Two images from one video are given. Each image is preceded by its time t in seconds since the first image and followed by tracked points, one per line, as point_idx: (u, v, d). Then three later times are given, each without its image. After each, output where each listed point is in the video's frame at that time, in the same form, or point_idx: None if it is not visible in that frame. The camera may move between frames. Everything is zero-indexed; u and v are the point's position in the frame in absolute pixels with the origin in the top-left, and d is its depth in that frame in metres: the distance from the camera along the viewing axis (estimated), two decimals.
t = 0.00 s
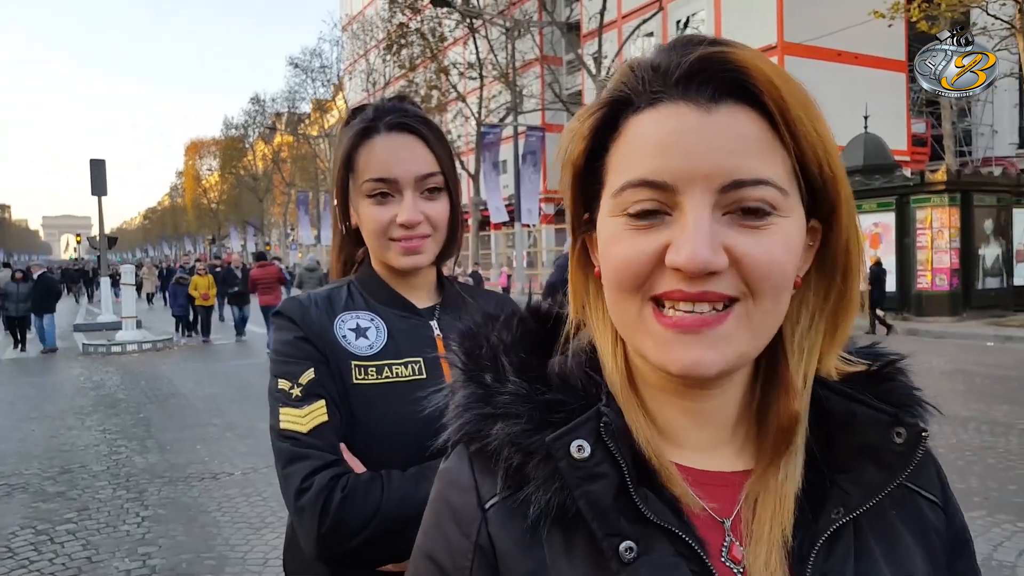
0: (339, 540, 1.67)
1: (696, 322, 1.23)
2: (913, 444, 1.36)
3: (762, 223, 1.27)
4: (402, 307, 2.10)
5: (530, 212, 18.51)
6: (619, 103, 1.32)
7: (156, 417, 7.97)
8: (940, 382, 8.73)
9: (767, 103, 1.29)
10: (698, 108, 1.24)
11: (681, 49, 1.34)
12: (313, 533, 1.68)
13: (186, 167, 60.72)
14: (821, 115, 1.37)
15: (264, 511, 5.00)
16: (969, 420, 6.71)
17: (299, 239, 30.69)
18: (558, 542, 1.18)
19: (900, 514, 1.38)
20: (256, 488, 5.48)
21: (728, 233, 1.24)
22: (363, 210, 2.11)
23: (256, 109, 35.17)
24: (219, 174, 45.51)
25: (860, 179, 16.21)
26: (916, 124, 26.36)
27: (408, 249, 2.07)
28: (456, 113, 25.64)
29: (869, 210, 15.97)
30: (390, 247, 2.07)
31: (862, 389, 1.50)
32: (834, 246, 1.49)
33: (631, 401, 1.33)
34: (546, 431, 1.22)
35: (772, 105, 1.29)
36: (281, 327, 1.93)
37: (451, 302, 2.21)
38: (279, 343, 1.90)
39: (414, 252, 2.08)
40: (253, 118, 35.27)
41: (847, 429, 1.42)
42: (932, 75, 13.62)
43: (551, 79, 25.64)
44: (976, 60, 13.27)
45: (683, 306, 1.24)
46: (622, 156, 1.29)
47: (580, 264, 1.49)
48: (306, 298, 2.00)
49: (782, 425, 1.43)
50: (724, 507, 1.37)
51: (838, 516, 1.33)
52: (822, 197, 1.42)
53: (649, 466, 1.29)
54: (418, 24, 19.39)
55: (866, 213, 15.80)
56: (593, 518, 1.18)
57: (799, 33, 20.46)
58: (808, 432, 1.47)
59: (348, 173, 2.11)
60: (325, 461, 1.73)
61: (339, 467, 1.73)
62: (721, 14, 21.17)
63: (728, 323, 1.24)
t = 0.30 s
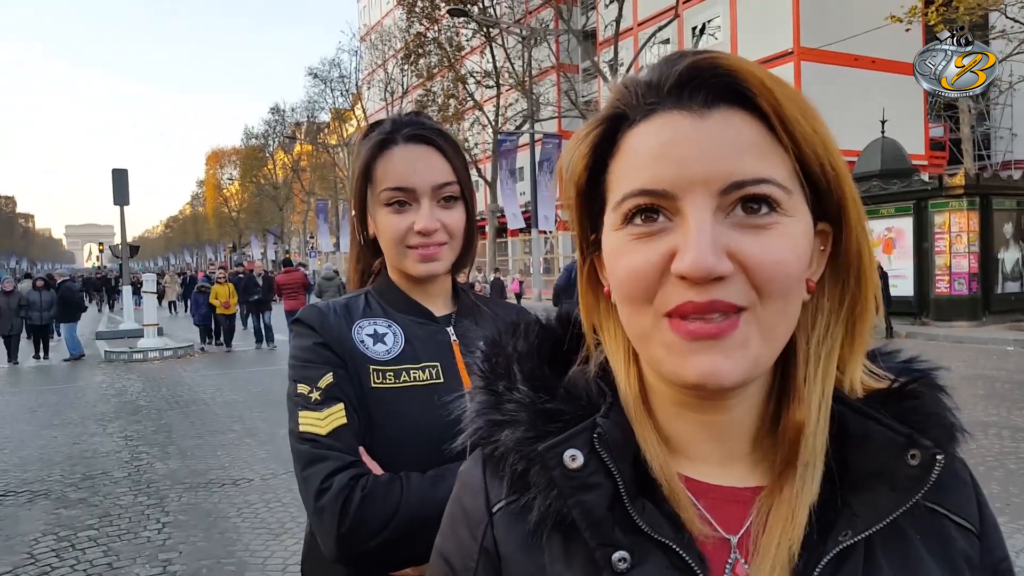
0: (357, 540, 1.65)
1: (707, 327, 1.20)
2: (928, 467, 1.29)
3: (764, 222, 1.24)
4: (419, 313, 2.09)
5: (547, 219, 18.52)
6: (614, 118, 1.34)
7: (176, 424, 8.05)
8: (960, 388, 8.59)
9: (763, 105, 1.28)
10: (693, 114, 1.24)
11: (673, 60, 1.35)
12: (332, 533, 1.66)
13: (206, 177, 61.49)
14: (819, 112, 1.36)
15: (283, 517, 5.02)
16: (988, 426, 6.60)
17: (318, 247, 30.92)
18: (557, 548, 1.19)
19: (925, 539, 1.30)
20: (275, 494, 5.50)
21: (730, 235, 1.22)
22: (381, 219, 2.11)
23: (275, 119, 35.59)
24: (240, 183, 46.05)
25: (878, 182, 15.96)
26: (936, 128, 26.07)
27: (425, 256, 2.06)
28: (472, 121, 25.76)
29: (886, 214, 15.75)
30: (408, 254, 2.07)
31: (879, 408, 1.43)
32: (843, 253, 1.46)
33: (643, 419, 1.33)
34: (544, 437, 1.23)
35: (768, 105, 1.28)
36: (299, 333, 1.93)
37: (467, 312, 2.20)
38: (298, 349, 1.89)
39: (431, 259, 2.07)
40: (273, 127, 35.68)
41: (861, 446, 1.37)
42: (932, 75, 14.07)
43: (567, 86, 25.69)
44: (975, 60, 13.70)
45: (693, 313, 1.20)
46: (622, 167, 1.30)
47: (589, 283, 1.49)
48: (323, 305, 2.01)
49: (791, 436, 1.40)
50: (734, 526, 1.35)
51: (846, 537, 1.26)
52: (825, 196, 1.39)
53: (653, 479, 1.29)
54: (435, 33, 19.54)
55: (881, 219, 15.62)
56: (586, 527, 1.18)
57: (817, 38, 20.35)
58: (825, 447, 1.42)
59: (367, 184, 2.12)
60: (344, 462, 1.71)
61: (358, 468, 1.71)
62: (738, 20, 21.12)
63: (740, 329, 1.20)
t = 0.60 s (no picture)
0: (368, 544, 1.59)
1: (710, 333, 1.12)
2: (923, 472, 1.18)
3: (773, 226, 1.16)
4: (436, 311, 2.02)
5: (560, 219, 18.44)
6: (626, 110, 1.25)
7: (187, 420, 8.03)
8: (972, 391, 8.47)
9: (777, 107, 1.20)
10: (708, 111, 1.16)
11: (690, 53, 1.27)
12: (343, 536, 1.60)
13: (219, 174, 61.69)
14: (834, 123, 1.28)
15: (293, 514, 4.97)
16: (999, 429, 6.49)
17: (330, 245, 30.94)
18: (550, 541, 1.15)
19: (931, 550, 1.18)
20: (285, 490, 5.46)
21: (737, 238, 1.14)
22: (397, 203, 2.04)
23: (288, 117, 35.68)
24: (252, 181, 46.19)
25: (892, 186, 15.80)
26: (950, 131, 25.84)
27: (443, 242, 2.00)
28: (485, 120, 25.71)
29: (899, 217, 15.58)
30: (426, 241, 2.00)
31: (880, 412, 1.29)
32: (842, 259, 1.36)
33: (642, 417, 1.25)
34: (536, 431, 1.18)
35: (782, 109, 1.20)
36: (312, 327, 1.86)
37: (483, 308, 2.12)
38: (310, 343, 1.83)
39: (449, 246, 2.01)
40: (286, 125, 35.75)
41: (859, 450, 1.26)
42: (932, 75, 13.92)
43: (581, 86, 25.60)
44: (976, 60, 13.50)
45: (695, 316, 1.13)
46: (630, 160, 1.22)
47: (587, 278, 1.41)
48: (337, 298, 1.94)
49: (789, 438, 1.29)
50: (732, 525, 1.27)
51: (838, 540, 1.18)
52: (834, 205, 1.30)
53: (648, 476, 1.22)
54: (449, 32, 19.47)
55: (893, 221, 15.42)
56: (573, 520, 1.13)
57: (834, 39, 20.17)
58: (823, 447, 1.32)
59: (382, 170, 2.06)
60: (356, 463, 1.65)
61: (371, 471, 1.65)
62: (753, 21, 20.97)
63: (739, 335, 1.13)
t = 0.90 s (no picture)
0: (372, 550, 1.57)
1: (714, 309, 1.09)
2: (921, 466, 1.16)
3: (774, 204, 1.13)
4: (442, 309, 2.00)
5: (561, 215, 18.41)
6: (621, 95, 1.23)
7: (188, 415, 8.02)
8: (971, 386, 8.45)
9: (774, 88, 1.18)
10: (707, 90, 1.14)
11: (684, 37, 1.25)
12: (345, 544, 1.58)
13: (221, 168, 61.60)
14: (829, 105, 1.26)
15: (294, 508, 4.96)
16: (999, 425, 6.46)
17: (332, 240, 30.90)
18: (542, 540, 1.12)
19: (929, 542, 1.16)
20: (287, 485, 5.45)
21: (739, 215, 1.11)
22: (405, 193, 2.02)
23: (290, 111, 35.61)
24: (253, 176, 46.14)
25: (894, 182, 15.75)
26: (952, 127, 25.75)
27: (450, 235, 1.98)
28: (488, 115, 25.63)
29: (901, 214, 15.53)
30: (433, 234, 1.98)
31: (876, 403, 1.26)
32: (836, 245, 1.34)
33: (636, 408, 1.22)
34: (527, 428, 1.15)
35: (781, 89, 1.18)
36: (314, 325, 1.84)
37: (489, 303, 2.11)
38: (313, 342, 1.80)
39: (457, 238, 1.98)
40: (287, 120, 35.69)
41: (853, 444, 1.24)
42: (932, 75, 13.91)
43: (584, 81, 25.53)
44: (976, 60, 13.45)
45: (700, 291, 1.10)
46: (628, 143, 1.19)
47: (581, 270, 1.40)
48: (341, 294, 1.92)
49: (785, 426, 1.27)
50: (725, 520, 1.24)
51: (835, 534, 1.15)
52: (833, 189, 1.27)
53: (642, 472, 1.19)
54: (452, 26, 19.40)
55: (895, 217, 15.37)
56: (564, 518, 1.10)
57: (837, 35, 20.08)
58: (818, 439, 1.29)
59: (389, 160, 2.03)
60: (360, 469, 1.63)
61: (374, 476, 1.63)
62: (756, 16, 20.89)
63: (747, 309, 1.10)
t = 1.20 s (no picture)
0: (379, 548, 1.57)
1: (714, 335, 1.11)
2: (936, 447, 1.18)
3: (779, 221, 1.13)
4: (444, 305, 2.00)
5: (562, 212, 18.39)
6: (628, 105, 1.21)
7: (188, 411, 8.02)
8: (970, 384, 8.44)
9: (780, 99, 1.15)
10: (707, 108, 1.12)
11: (691, 43, 1.22)
12: (352, 543, 1.58)
13: (220, 164, 61.53)
14: (842, 106, 1.23)
15: (295, 505, 4.97)
16: (998, 422, 6.45)
17: (332, 236, 30.89)
18: (553, 531, 1.11)
19: (932, 523, 1.19)
20: (288, 482, 5.45)
21: (741, 236, 1.11)
22: (407, 193, 2.01)
23: (290, 108, 35.53)
24: (253, 172, 46.11)
25: (895, 179, 15.75)
26: (952, 125, 25.72)
27: (453, 233, 1.98)
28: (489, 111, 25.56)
29: (901, 211, 15.53)
30: (435, 232, 1.98)
31: (886, 391, 1.29)
32: (852, 240, 1.31)
33: (643, 400, 1.22)
34: (537, 417, 1.15)
35: (786, 100, 1.15)
36: (318, 322, 1.83)
37: (490, 300, 2.10)
38: (316, 339, 1.80)
39: (459, 237, 1.99)
40: (287, 116, 35.65)
41: (864, 429, 1.25)
42: (932, 75, 13.99)
43: (585, 78, 25.52)
44: (976, 60, 13.54)
45: (698, 312, 1.11)
46: (632, 160, 1.18)
47: (598, 263, 1.37)
48: (344, 292, 1.92)
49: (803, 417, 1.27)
50: (736, 510, 1.24)
51: (851, 517, 1.16)
52: (843, 195, 1.25)
53: (648, 461, 1.19)
54: (452, 23, 19.37)
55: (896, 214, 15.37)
56: (579, 505, 1.10)
57: (838, 31, 20.05)
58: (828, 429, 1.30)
59: (390, 158, 2.02)
60: (366, 468, 1.63)
61: (381, 474, 1.63)
62: (757, 13, 20.87)
63: (748, 329, 1.11)
